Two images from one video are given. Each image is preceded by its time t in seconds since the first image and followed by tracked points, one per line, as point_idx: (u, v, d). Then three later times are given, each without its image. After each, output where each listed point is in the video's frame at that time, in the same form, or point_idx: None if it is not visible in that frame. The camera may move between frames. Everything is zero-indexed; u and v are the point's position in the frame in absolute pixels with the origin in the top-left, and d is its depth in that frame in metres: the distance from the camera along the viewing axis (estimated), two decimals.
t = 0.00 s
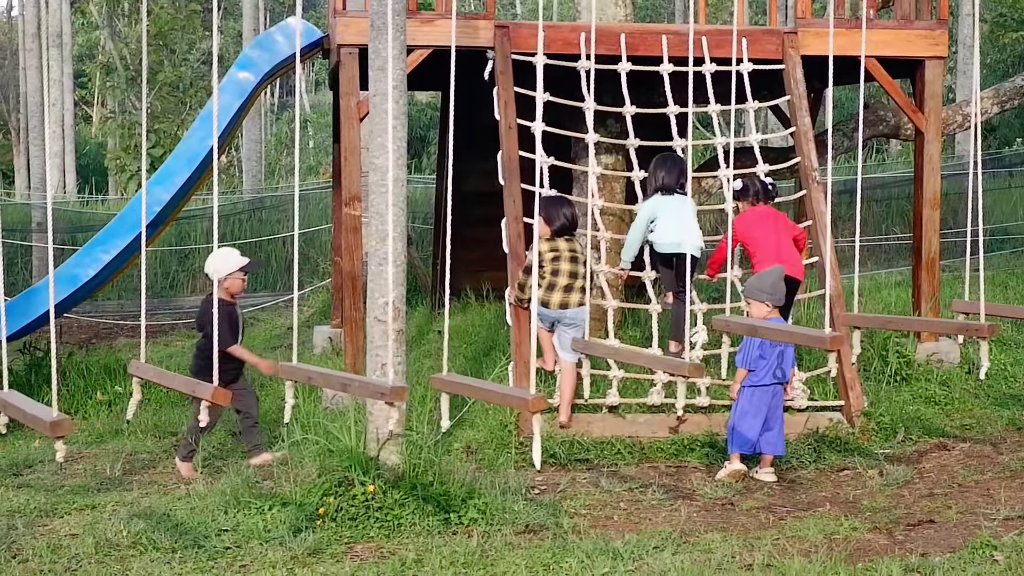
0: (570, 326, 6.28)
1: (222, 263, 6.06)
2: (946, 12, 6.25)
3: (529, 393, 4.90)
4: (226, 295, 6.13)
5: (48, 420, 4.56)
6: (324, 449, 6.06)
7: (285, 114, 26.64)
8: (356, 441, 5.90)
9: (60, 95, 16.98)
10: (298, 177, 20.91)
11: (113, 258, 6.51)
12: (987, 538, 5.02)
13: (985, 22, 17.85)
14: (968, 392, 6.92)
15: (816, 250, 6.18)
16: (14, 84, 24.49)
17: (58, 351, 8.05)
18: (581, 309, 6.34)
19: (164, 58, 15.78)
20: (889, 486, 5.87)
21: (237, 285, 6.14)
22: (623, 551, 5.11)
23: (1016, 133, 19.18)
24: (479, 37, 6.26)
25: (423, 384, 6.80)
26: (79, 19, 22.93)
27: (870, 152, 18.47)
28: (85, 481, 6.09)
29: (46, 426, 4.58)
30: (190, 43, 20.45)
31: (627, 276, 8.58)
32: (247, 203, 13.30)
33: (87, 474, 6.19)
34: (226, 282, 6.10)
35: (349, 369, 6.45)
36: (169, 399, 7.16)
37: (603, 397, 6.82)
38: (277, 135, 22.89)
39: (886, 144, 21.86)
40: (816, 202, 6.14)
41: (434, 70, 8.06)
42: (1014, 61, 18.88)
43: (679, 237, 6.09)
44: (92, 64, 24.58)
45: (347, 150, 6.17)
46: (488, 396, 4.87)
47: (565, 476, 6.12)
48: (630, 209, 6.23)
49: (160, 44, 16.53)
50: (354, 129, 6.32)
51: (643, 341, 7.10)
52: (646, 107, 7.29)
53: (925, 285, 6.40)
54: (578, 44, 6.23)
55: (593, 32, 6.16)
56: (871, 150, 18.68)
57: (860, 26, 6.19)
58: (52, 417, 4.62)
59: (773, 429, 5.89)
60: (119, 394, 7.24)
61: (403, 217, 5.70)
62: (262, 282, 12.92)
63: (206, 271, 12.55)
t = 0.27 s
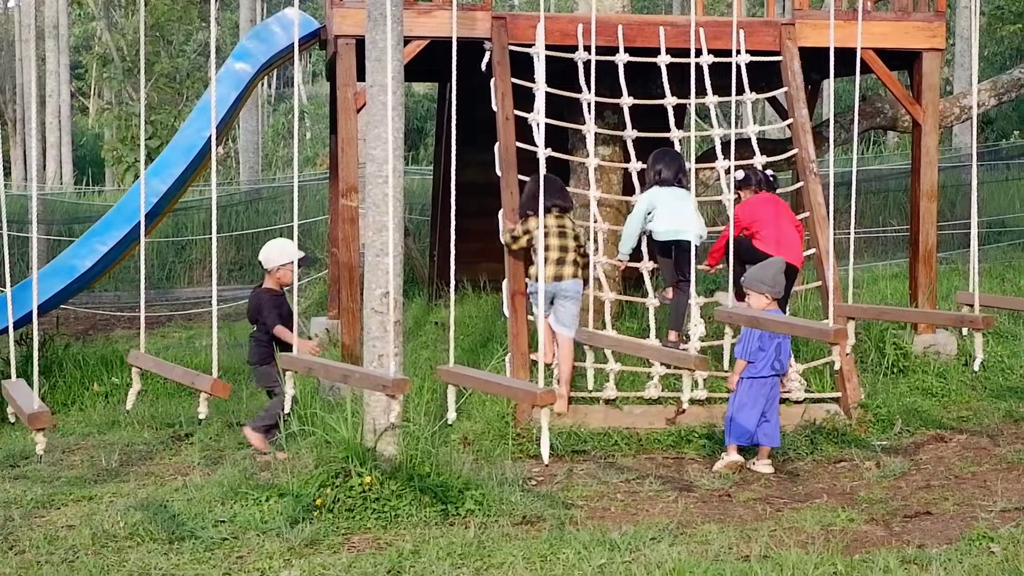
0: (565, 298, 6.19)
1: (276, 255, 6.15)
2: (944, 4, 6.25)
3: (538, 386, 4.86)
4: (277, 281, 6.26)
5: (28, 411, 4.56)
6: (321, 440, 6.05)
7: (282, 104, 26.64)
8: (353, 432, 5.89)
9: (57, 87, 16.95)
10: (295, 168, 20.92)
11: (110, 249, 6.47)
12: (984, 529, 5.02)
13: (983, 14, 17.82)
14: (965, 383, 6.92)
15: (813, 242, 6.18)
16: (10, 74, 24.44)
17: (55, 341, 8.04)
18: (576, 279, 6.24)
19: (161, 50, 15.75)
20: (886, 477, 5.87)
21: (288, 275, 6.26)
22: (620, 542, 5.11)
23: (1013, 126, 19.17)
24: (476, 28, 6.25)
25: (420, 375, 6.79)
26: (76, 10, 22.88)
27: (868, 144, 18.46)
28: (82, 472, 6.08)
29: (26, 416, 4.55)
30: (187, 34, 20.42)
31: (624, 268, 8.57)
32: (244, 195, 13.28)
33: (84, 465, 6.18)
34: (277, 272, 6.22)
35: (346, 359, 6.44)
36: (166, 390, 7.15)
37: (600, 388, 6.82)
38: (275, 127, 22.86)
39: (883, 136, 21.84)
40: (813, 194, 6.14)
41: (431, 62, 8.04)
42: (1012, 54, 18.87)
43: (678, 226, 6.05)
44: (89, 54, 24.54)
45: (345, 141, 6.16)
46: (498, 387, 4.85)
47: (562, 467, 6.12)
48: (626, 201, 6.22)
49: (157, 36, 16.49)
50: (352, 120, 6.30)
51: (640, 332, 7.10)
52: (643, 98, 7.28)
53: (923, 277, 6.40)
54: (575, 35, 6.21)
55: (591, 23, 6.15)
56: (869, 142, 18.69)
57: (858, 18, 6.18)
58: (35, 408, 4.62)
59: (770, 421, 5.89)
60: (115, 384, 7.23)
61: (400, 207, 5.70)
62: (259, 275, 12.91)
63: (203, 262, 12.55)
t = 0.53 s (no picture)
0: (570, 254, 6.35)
1: (323, 232, 5.96)
2: None
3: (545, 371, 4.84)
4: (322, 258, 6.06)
5: (18, 394, 4.58)
6: (319, 424, 6.04)
7: (282, 89, 26.61)
8: (352, 415, 5.89)
9: (55, 72, 16.92)
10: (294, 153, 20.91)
11: (109, 233, 6.48)
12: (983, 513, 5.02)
13: None
14: (964, 367, 6.92)
15: (813, 226, 6.18)
16: (9, 58, 24.40)
17: (55, 325, 8.03)
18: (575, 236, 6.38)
19: (160, 35, 15.70)
20: (885, 461, 5.87)
21: (335, 253, 6.07)
22: (619, 525, 5.12)
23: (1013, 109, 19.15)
24: (476, 12, 6.24)
25: (419, 358, 6.79)
26: None
27: (868, 127, 18.43)
28: (81, 456, 6.08)
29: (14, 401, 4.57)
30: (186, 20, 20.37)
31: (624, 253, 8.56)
32: (243, 178, 13.27)
33: (83, 448, 6.19)
34: (323, 249, 6.04)
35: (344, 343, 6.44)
36: (165, 374, 7.14)
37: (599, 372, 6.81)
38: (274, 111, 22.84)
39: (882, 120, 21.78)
40: (813, 178, 6.13)
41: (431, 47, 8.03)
42: (1013, 37, 18.82)
43: (673, 208, 6.15)
44: (88, 38, 24.49)
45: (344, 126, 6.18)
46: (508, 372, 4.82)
47: (561, 451, 6.12)
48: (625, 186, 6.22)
49: (156, 21, 16.44)
50: (351, 103, 6.31)
51: (639, 316, 7.09)
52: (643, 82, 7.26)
53: (921, 262, 6.41)
54: (574, 19, 6.19)
55: (590, 7, 6.13)
56: (868, 125, 18.66)
57: (857, 2, 6.17)
58: (24, 393, 4.63)
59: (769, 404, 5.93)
60: (115, 368, 7.24)
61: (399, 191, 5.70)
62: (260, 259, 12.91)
63: (202, 246, 12.55)
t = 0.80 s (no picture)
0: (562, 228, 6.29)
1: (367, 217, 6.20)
2: None
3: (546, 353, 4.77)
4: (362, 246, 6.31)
5: (17, 377, 4.60)
6: (317, 406, 6.04)
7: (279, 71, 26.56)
8: (349, 397, 5.88)
9: (51, 55, 16.86)
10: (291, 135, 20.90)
11: (106, 215, 6.45)
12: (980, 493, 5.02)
13: None
14: (961, 348, 6.91)
15: (811, 207, 6.17)
16: (4, 40, 24.31)
17: (52, 308, 8.02)
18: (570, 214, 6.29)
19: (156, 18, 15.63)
20: (883, 442, 5.87)
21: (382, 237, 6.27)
22: (616, 507, 5.12)
23: (1010, 91, 19.12)
24: None
25: (416, 341, 6.78)
26: None
27: (865, 109, 18.41)
28: (79, 439, 6.08)
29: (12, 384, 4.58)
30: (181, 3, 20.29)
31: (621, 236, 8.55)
32: (241, 160, 13.27)
33: (81, 431, 6.18)
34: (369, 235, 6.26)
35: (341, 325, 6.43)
36: (162, 356, 7.14)
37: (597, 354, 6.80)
38: (270, 94, 22.80)
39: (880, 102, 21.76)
40: (811, 159, 6.12)
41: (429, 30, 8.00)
42: (1011, 19, 18.78)
43: (669, 191, 6.14)
44: (84, 20, 24.40)
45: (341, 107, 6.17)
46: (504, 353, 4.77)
47: (559, 433, 6.12)
48: (623, 168, 6.21)
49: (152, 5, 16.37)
50: (348, 85, 6.29)
51: (637, 298, 7.08)
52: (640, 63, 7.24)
53: (919, 242, 6.41)
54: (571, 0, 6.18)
55: None
56: (866, 106, 18.63)
57: None
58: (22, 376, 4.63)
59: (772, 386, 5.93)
60: (112, 350, 7.23)
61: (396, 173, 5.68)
62: (258, 242, 12.92)
63: (199, 229, 12.55)
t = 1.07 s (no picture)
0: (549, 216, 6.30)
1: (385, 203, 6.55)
2: None
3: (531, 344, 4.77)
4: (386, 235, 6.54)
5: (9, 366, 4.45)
6: (303, 397, 6.03)
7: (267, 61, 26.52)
8: (336, 388, 5.87)
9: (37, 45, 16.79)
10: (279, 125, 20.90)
11: (92, 206, 6.43)
12: (966, 482, 5.02)
13: None
14: (948, 337, 6.91)
15: (796, 196, 6.19)
16: None
17: (38, 299, 8.00)
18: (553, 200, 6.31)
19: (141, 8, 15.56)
20: (869, 431, 5.88)
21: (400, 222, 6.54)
22: (602, 496, 5.12)
23: (998, 79, 19.14)
24: None
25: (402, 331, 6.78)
26: None
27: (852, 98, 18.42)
28: (64, 430, 6.07)
29: (6, 372, 4.42)
30: None
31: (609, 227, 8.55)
32: (227, 150, 13.26)
33: (67, 423, 6.17)
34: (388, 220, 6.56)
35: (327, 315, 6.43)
36: (148, 347, 7.13)
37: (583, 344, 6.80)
38: (259, 85, 22.78)
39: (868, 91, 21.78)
40: (797, 148, 6.13)
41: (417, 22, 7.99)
42: (998, 7, 18.80)
43: (656, 167, 6.15)
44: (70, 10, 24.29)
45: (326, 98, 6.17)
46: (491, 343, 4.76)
47: (545, 423, 6.12)
48: (609, 157, 6.21)
49: None
50: (334, 75, 6.27)
51: (623, 288, 7.08)
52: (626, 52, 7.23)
53: (905, 232, 6.43)
54: None
55: None
56: (853, 94, 18.63)
57: None
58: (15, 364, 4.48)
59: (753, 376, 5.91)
60: (98, 342, 7.22)
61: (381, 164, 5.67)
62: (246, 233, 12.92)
63: (187, 220, 12.53)
